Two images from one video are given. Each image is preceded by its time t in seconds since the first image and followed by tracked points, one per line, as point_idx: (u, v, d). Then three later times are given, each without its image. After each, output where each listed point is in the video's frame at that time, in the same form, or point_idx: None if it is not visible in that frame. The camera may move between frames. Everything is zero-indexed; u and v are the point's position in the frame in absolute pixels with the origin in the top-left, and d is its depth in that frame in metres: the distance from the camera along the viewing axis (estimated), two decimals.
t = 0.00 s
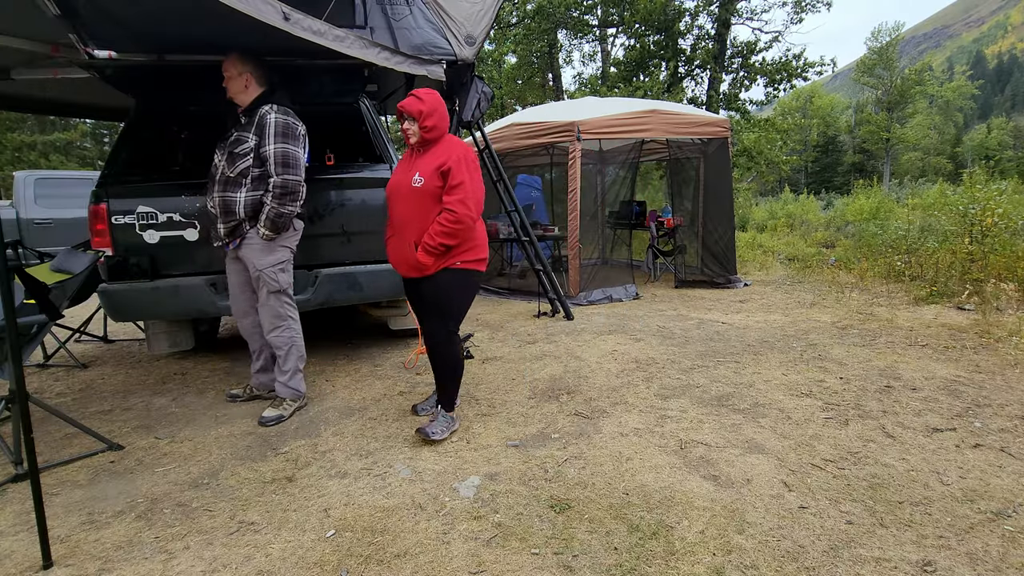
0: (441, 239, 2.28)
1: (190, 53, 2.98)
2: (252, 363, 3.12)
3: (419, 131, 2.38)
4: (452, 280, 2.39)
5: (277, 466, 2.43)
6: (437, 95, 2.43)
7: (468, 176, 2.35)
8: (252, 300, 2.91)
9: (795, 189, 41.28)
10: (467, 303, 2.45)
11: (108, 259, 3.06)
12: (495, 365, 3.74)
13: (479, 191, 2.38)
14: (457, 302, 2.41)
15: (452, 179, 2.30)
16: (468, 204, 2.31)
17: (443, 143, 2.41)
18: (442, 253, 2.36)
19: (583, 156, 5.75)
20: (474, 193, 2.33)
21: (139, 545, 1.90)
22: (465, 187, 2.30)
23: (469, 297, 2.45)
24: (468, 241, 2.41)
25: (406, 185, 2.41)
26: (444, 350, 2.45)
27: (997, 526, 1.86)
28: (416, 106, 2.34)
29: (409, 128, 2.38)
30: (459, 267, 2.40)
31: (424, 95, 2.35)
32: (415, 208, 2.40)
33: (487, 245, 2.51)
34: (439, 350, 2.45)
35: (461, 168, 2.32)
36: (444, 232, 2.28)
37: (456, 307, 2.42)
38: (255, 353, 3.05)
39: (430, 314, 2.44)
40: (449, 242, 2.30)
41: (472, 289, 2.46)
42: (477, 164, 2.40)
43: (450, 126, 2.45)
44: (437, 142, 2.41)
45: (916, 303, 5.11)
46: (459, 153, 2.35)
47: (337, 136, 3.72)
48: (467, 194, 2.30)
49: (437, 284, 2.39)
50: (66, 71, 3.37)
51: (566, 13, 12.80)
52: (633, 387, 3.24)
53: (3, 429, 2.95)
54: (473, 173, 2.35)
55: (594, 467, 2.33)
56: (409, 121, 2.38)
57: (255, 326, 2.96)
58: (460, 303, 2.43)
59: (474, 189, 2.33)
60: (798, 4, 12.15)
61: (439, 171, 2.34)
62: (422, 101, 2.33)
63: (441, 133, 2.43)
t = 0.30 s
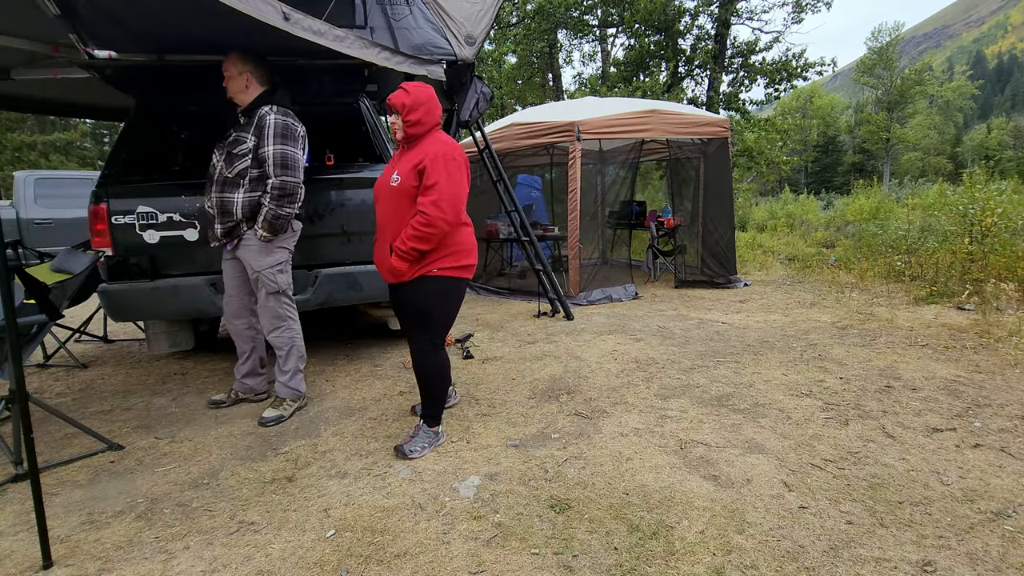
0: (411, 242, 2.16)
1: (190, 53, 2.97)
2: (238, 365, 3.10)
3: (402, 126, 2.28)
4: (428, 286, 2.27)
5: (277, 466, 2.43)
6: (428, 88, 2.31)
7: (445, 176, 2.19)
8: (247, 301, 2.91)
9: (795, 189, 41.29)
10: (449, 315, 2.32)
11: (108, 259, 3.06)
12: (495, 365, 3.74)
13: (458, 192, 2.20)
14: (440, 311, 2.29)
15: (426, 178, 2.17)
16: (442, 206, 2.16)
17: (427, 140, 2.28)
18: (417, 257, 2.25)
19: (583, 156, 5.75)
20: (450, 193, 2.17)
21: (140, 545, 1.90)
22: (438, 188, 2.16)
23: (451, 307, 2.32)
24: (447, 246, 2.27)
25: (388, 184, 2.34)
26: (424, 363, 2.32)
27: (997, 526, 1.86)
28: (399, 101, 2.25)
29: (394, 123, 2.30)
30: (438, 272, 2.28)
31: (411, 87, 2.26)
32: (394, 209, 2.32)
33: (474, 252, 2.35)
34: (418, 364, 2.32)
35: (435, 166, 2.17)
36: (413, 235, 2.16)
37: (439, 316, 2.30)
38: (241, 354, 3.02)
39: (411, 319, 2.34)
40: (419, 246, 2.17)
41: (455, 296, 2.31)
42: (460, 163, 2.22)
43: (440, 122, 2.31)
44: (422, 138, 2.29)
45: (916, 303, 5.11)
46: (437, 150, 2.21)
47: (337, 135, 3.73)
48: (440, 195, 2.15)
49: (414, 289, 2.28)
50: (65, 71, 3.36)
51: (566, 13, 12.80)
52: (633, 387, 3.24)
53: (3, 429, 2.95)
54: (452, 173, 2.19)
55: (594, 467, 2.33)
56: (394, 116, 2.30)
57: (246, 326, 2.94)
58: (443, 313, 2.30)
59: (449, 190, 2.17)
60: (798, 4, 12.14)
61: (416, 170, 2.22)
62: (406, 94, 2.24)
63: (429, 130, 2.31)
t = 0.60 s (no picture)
0: (395, 243, 2.08)
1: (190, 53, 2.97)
2: (239, 364, 3.10)
3: (388, 119, 2.21)
4: (419, 289, 2.20)
5: (277, 466, 2.43)
6: (415, 78, 2.23)
7: (429, 171, 2.09)
8: (243, 301, 2.90)
9: (795, 189, 41.31)
10: (444, 317, 2.25)
11: (108, 259, 3.07)
12: (495, 365, 3.74)
13: (444, 188, 2.10)
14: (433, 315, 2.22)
15: (409, 175, 2.08)
16: (426, 203, 2.07)
17: (412, 133, 2.19)
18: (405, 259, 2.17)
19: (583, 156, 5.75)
20: (436, 189, 2.08)
21: (140, 545, 1.90)
22: (422, 184, 2.07)
23: (445, 309, 2.25)
24: (435, 247, 2.19)
25: (374, 182, 2.27)
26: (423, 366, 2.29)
27: (997, 526, 1.86)
28: (384, 93, 2.18)
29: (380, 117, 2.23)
30: (426, 275, 2.20)
31: (395, 77, 2.19)
32: (380, 208, 2.25)
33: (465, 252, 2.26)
34: (419, 368, 2.30)
35: (419, 161, 2.08)
36: (397, 235, 2.07)
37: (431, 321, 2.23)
38: (241, 354, 3.03)
39: (403, 325, 2.26)
40: (404, 246, 2.09)
41: (448, 298, 2.25)
42: (446, 157, 2.12)
43: (427, 114, 2.23)
44: (407, 132, 2.21)
45: (916, 303, 5.11)
46: (421, 142, 2.11)
47: (337, 135, 3.77)
48: (423, 192, 2.06)
49: (402, 293, 2.21)
50: (65, 71, 3.35)
51: (566, 13, 12.79)
52: (633, 387, 3.24)
53: (3, 429, 2.95)
54: (437, 168, 2.09)
55: (594, 467, 2.33)
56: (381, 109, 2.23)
57: (246, 326, 2.94)
58: (436, 318, 2.23)
59: (433, 185, 2.07)
60: (798, 4, 12.14)
61: (401, 166, 2.14)
62: (390, 86, 2.17)
63: (415, 123, 2.22)
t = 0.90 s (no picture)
0: (382, 246, 2.07)
1: (190, 53, 2.98)
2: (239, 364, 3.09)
3: (368, 119, 2.18)
4: (409, 290, 2.19)
5: (277, 466, 2.43)
6: (395, 76, 2.20)
7: (413, 171, 2.09)
8: (240, 300, 2.89)
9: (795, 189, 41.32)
10: (434, 319, 2.24)
11: (108, 259, 3.07)
12: (495, 365, 3.74)
13: (429, 187, 2.10)
14: (426, 317, 2.22)
15: (393, 176, 2.07)
16: (412, 205, 2.06)
17: (394, 133, 2.17)
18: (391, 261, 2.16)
19: (583, 156, 5.75)
20: (421, 190, 2.08)
21: (140, 545, 1.90)
22: (407, 185, 2.06)
23: (436, 311, 2.24)
24: (422, 248, 2.19)
25: (356, 183, 2.24)
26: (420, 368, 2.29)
27: (997, 526, 1.86)
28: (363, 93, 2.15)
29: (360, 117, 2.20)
30: (414, 277, 2.19)
31: (374, 76, 2.16)
32: (364, 209, 2.23)
33: (451, 251, 2.26)
34: (416, 369, 2.30)
35: (403, 161, 2.07)
36: (383, 237, 2.06)
37: (425, 323, 2.22)
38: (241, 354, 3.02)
39: (397, 327, 2.25)
40: (391, 248, 2.08)
41: (438, 300, 2.24)
42: (430, 156, 2.12)
43: (408, 113, 2.21)
44: (389, 132, 2.19)
45: (916, 303, 5.11)
46: (403, 142, 2.10)
47: (338, 135, 3.72)
48: (409, 193, 2.06)
49: (391, 295, 2.20)
50: (65, 71, 3.34)
51: (566, 13, 12.80)
52: (633, 387, 3.24)
53: (3, 429, 2.95)
54: (421, 168, 2.09)
55: (594, 467, 2.33)
56: (360, 109, 2.20)
57: (246, 326, 2.94)
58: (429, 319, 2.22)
59: (418, 186, 2.07)
60: (798, 4, 12.13)
61: (384, 166, 2.13)
62: (370, 85, 2.14)
63: (396, 122, 2.20)
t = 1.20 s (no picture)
0: (356, 246, 2.03)
1: (189, 52, 2.98)
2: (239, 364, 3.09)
3: (344, 121, 2.16)
4: (381, 292, 2.15)
5: (277, 466, 2.43)
6: (370, 81, 2.19)
7: (389, 173, 2.07)
8: (237, 300, 2.88)
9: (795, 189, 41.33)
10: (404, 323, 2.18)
11: (108, 259, 3.07)
12: (495, 365, 3.74)
13: (405, 189, 2.08)
14: (396, 320, 2.16)
15: (368, 177, 2.05)
16: (386, 206, 2.03)
17: (370, 135, 2.16)
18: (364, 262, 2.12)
19: (583, 156, 5.75)
20: (396, 191, 2.05)
21: (140, 544, 1.90)
22: (383, 186, 2.04)
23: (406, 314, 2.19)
24: (395, 251, 2.15)
25: (329, 184, 2.21)
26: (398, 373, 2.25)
27: (997, 526, 1.86)
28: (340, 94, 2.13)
29: (335, 119, 2.18)
30: (387, 279, 2.15)
31: (351, 80, 2.15)
32: (337, 211, 2.19)
33: (424, 255, 2.23)
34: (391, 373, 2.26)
35: (379, 162, 2.05)
36: (358, 237, 2.03)
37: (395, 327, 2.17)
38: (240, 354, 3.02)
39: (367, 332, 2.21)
40: (364, 249, 2.04)
41: (410, 304, 2.20)
42: (405, 159, 2.11)
43: (384, 117, 2.20)
44: (364, 135, 2.16)
45: (916, 303, 5.11)
46: (380, 144, 2.09)
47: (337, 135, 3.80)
48: (384, 194, 2.03)
49: (365, 297, 2.16)
50: (65, 71, 3.34)
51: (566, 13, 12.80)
52: (633, 387, 3.24)
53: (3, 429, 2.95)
54: (397, 170, 2.07)
55: (594, 467, 2.33)
56: (336, 111, 2.17)
57: (244, 326, 2.94)
58: (399, 323, 2.17)
59: (394, 187, 2.05)
60: (798, 4, 12.13)
61: (359, 168, 2.10)
62: (348, 87, 2.13)
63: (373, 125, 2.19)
